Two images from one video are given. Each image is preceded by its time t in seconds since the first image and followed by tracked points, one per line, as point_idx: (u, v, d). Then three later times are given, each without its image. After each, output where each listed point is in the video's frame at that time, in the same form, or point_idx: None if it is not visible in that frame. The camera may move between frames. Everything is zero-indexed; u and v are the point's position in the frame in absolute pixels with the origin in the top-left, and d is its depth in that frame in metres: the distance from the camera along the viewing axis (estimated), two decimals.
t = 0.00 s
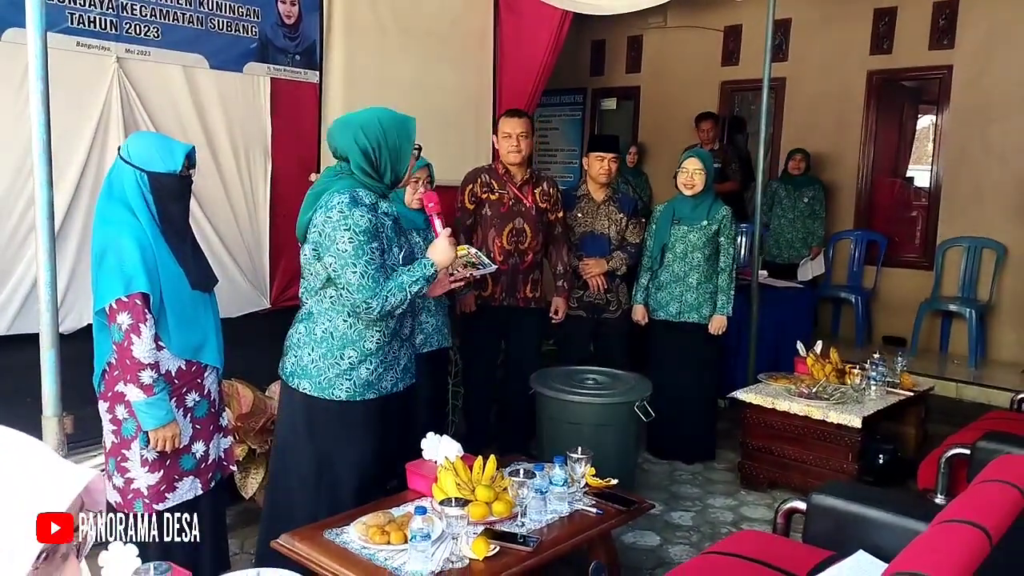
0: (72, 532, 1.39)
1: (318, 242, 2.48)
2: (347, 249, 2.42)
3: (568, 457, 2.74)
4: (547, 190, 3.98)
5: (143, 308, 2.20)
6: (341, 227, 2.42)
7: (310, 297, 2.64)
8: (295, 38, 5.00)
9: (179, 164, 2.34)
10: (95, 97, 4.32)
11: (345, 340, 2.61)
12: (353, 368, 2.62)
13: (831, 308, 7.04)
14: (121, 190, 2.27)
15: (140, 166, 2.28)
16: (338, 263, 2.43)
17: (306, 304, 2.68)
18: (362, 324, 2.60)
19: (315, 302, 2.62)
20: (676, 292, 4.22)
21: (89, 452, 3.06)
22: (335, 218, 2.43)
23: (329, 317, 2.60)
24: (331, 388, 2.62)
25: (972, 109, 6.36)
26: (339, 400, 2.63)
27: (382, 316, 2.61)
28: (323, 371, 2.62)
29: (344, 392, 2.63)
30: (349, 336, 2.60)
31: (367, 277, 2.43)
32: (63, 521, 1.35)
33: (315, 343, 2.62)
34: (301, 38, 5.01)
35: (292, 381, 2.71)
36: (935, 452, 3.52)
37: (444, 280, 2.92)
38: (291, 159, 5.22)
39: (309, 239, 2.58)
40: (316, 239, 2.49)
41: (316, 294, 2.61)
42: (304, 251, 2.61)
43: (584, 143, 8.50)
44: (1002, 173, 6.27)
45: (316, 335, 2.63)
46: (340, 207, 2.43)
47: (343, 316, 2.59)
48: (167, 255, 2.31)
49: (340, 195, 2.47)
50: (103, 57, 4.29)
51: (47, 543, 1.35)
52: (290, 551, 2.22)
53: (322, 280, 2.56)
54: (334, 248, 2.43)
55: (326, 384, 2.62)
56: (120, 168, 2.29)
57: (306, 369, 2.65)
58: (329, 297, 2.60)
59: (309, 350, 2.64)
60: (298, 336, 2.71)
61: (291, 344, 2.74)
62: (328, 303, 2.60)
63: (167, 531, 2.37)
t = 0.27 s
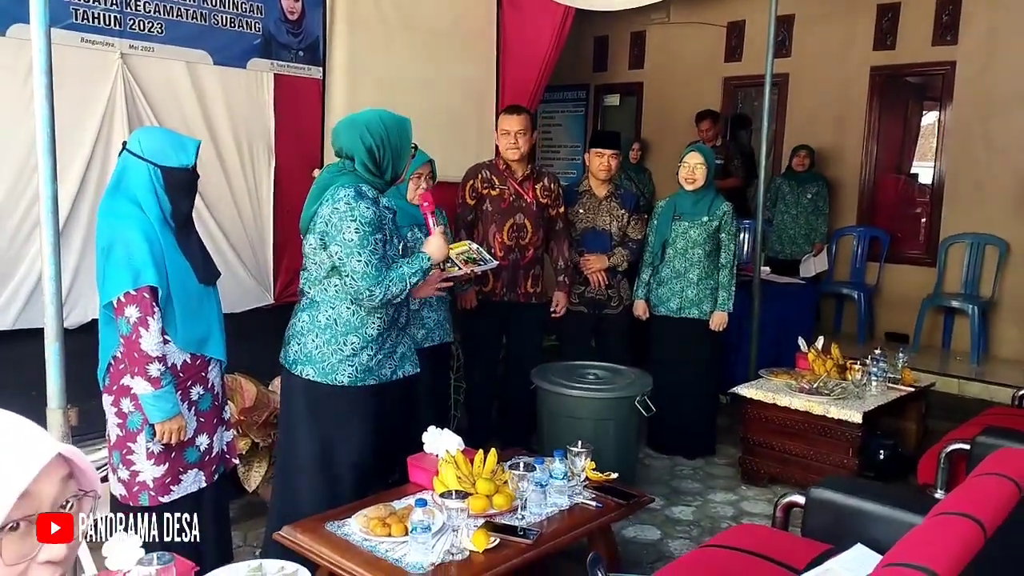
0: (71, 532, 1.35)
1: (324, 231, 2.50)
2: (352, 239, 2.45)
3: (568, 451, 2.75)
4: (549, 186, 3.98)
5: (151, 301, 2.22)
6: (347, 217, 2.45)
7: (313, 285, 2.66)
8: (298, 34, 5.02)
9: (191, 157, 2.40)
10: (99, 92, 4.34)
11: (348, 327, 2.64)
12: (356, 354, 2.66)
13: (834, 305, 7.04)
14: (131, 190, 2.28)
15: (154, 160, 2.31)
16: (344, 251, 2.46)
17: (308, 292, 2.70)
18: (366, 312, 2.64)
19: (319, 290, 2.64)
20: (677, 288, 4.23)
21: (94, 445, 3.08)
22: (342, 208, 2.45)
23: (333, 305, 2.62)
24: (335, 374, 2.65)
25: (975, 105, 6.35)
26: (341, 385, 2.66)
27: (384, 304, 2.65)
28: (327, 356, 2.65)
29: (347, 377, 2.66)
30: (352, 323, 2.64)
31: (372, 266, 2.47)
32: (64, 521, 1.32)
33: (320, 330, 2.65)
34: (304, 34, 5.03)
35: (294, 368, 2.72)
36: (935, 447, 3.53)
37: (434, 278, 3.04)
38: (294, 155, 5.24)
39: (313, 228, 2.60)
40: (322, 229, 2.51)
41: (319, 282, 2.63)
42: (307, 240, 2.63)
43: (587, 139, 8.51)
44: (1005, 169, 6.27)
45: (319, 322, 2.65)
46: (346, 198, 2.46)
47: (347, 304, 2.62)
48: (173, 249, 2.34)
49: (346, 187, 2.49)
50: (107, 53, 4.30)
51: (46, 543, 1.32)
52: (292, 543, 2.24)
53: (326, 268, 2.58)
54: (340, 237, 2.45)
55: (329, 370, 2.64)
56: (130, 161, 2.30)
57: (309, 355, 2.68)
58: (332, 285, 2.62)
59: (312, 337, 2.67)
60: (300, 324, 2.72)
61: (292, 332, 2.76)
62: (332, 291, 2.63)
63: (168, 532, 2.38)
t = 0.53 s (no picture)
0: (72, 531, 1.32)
1: (352, 227, 2.69)
2: (386, 232, 2.69)
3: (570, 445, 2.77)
4: (551, 183, 3.99)
5: (166, 295, 2.24)
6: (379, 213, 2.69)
7: (328, 278, 2.80)
8: (303, 31, 5.04)
9: (202, 152, 2.41)
10: (106, 89, 4.36)
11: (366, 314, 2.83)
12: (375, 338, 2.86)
13: (838, 303, 7.04)
14: (144, 186, 2.31)
15: (166, 154, 2.32)
16: (377, 245, 2.69)
17: (319, 285, 2.83)
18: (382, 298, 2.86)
19: (335, 282, 2.79)
20: (678, 285, 4.25)
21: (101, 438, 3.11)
22: (372, 206, 2.69)
23: (354, 295, 2.79)
24: (355, 358, 2.83)
25: (979, 103, 6.34)
26: (362, 368, 2.84)
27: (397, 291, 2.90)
28: (346, 343, 2.82)
29: (367, 360, 2.85)
30: (371, 308, 2.82)
31: (401, 256, 2.75)
32: (63, 520, 1.30)
33: (341, 319, 2.80)
34: (309, 31, 5.06)
35: (312, 358, 2.84)
36: (937, 444, 3.54)
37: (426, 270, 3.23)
38: (299, 151, 5.26)
39: (331, 225, 2.76)
40: (349, 224, 2.70)
41: (338, 275, 2.78)
42: (323, 236, 2.78)
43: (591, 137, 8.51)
44: (1009, 167, 6.26)
45: (339, 312, 2.80)
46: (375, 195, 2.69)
47: (366, 292, 2.82)
48: (185, 244, 2.36)
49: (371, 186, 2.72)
50: (113, 50, 4.32)
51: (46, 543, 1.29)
52: (297, 535, 2.26)
53: (347, 262, 2.75)
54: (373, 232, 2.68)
55: (351, 354, 2.81)
56: (141, 156, 2.32)
57: (328, 344, 2.81)
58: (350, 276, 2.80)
59: (331, 326, 2.81)
60: (312, 315, 2.85)
61: (302, 324, 2.87)
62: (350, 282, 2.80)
63: (167, 533, 2.39)
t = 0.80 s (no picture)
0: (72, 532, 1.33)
1: (393, 217, 2.73)
2: (424, 224, 2.76)
3: (572, 438, 2.77)
4: (552, 179, 4.00)
5: (176, 291, 2.26)
6: (416, 205, 2.75)
7: (357, 266, 2.80)
8: (305, 27, 5.05)
9: (210, 148, 2.43)
10: (110, 84, 4.37)
11: (390, 301, 2.88)
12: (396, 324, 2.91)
13: (840, 300, 7.04)
14: (154, 178, 2.32)
15: (175, 151, 2.34)
16: (417, 235, 2.75)
17: (342, 273, 2.82)
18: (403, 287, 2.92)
19: (365, 271, 2.80)
20: (677, 280, 4.26)
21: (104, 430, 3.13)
22: (412, 198, 2.74)
23: (383, 283, 2.83)
24: (380, 346, 2.87)
25: (982, 100, 6.34)
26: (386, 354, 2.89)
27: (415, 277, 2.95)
28: (373, 331, 2.84)
29: (390, 346, 2.90)
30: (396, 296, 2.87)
31: (435, 247, 2.83)
32: (64, 521, 1.30)
33: (370, 307, 2.82)
34: (312, 27, 5.07)
35: (335, 346, 2.83)
36: (937, 439, 3.54)
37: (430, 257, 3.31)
38: (302, 147, 5.26)
39: (365, 214, 2.77)
40: (388, 216, 2.73)
41: (368, 264, 2.79)
42: (355, 224, 2.78)
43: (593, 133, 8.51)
44: (1011, 164, 6.26)
45: (367, 300, 2.82)
46: (411, 188, 2.75)
47: (392, 280, 2.86)
48: (196, 239, 2.37)
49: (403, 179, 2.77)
50: (116, 45, 4.34)
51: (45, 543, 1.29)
52: (299, 527, 2.27)
53: (380, 251, 2.78)
54: (413, 223, 2.74)
55: (378, 341, 2.85)
56: (152, 153, 2.33)
57: (356, 333, 2.82)
58: (379, 265, 2.82)
59: (360, 314, 2.82)
60: (337, 303, 2.83)
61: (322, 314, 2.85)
62: (378, 271, 2.82)
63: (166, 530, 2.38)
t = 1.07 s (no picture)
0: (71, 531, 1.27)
1: (416, 219, 2.79)
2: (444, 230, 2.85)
3: (573, 434, 2.76)
4: (552, 175, 3.97)
5: (189, 287, 2.26)
6: (438, 211, 2.84)
7: (375, 263, 2.83)
8: (306, 24, 5.05)
9: (224, 145, 2.44)
10: (111, 80, 4.36)
11: (402, 299, 2.93)
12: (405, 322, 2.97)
13: (841, 297, 7.04)
14: (167, 171, 2.33)
15: (188, 148, 2.35)
16: (437, 239, 2.83)
17: (358, 269, 2.84)
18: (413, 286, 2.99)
19: (382, 268, 2.84)
20: (677, 276, 4.26)
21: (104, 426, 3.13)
22: (435, 202, 2.82)
23: (398, 282, 2.89)
24: (389, 342, 2.91)
25: (983, 97, 6.34)
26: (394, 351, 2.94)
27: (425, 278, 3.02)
28: (384, 328, 2.89)
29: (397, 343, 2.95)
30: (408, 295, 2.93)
31: (451, 251, 2.91)
32: (64, 520, 1.24)
33: (385, 304, 2.87)
34: (312, 24, 5.07)
35: (347, 340, 2.85)
36: (938, 436, 3.54)
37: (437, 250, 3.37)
38: (303, 144, 5.26)
39: (387, 214, 2.81)
40: (412, 219, 2.80)
41: (386, 262, 2.84)
42: (376, 223, 2.81)
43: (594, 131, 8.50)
44: (1013, 162, 6.25)
45: (382, 297, 2.87)
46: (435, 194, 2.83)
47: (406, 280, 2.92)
48: (208, 234, 2.38)
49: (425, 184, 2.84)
50: (117, 41, 4.33)
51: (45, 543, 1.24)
52: (301, 522, 2.27)
53: (399, 251, 2.84)
54: (434, 227, 2.82)
55: (388, 338, 2.90)
56: (166, 151, 2.34)
57: (370, 329, 2.86)
58: (396, 264, 2.87)
59: (374, 311, 2.86)
60: (352, 297, 2.85)
61: (334, 308, 2.86)
62: (395, 270, 2.87)
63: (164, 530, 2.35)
